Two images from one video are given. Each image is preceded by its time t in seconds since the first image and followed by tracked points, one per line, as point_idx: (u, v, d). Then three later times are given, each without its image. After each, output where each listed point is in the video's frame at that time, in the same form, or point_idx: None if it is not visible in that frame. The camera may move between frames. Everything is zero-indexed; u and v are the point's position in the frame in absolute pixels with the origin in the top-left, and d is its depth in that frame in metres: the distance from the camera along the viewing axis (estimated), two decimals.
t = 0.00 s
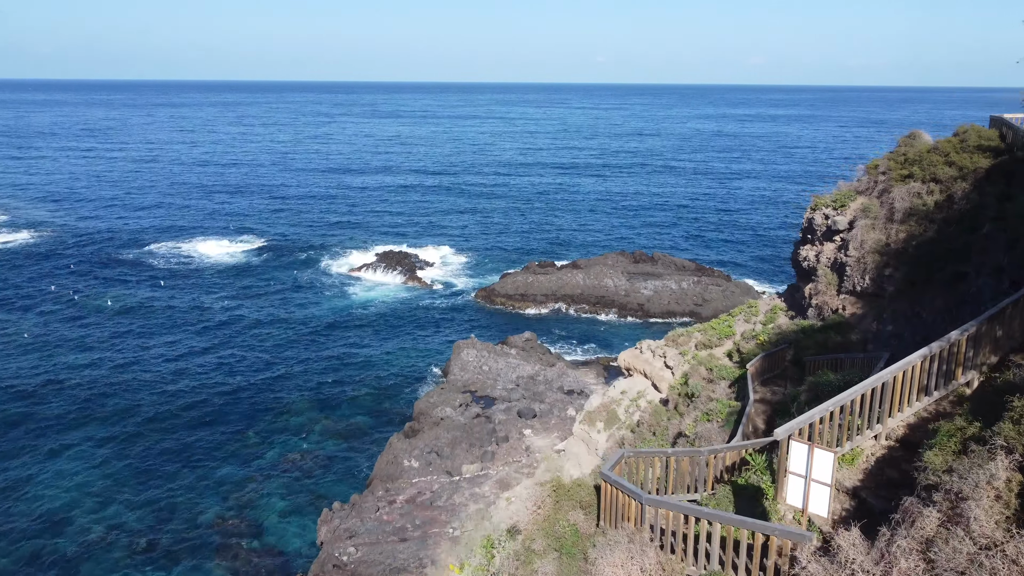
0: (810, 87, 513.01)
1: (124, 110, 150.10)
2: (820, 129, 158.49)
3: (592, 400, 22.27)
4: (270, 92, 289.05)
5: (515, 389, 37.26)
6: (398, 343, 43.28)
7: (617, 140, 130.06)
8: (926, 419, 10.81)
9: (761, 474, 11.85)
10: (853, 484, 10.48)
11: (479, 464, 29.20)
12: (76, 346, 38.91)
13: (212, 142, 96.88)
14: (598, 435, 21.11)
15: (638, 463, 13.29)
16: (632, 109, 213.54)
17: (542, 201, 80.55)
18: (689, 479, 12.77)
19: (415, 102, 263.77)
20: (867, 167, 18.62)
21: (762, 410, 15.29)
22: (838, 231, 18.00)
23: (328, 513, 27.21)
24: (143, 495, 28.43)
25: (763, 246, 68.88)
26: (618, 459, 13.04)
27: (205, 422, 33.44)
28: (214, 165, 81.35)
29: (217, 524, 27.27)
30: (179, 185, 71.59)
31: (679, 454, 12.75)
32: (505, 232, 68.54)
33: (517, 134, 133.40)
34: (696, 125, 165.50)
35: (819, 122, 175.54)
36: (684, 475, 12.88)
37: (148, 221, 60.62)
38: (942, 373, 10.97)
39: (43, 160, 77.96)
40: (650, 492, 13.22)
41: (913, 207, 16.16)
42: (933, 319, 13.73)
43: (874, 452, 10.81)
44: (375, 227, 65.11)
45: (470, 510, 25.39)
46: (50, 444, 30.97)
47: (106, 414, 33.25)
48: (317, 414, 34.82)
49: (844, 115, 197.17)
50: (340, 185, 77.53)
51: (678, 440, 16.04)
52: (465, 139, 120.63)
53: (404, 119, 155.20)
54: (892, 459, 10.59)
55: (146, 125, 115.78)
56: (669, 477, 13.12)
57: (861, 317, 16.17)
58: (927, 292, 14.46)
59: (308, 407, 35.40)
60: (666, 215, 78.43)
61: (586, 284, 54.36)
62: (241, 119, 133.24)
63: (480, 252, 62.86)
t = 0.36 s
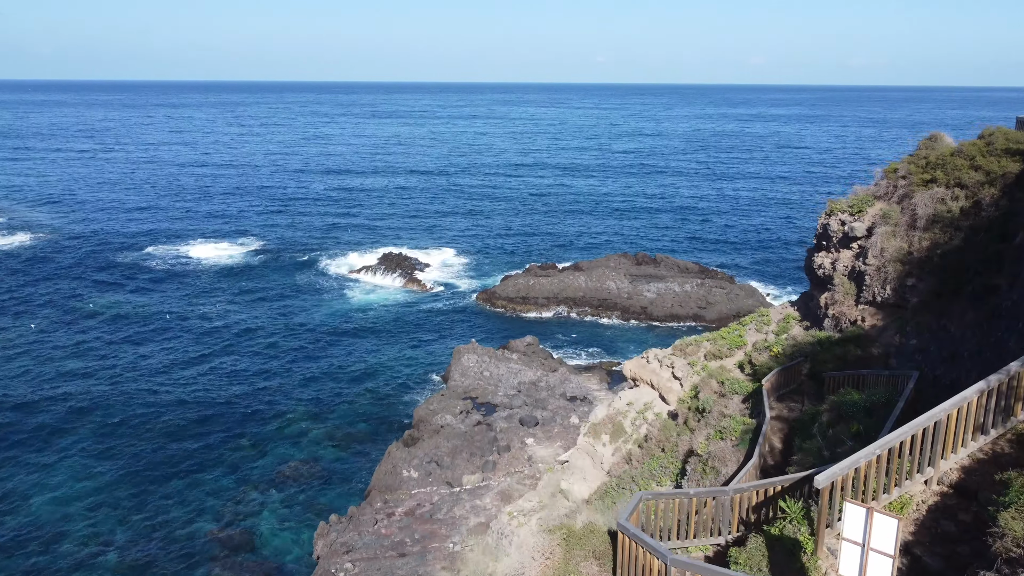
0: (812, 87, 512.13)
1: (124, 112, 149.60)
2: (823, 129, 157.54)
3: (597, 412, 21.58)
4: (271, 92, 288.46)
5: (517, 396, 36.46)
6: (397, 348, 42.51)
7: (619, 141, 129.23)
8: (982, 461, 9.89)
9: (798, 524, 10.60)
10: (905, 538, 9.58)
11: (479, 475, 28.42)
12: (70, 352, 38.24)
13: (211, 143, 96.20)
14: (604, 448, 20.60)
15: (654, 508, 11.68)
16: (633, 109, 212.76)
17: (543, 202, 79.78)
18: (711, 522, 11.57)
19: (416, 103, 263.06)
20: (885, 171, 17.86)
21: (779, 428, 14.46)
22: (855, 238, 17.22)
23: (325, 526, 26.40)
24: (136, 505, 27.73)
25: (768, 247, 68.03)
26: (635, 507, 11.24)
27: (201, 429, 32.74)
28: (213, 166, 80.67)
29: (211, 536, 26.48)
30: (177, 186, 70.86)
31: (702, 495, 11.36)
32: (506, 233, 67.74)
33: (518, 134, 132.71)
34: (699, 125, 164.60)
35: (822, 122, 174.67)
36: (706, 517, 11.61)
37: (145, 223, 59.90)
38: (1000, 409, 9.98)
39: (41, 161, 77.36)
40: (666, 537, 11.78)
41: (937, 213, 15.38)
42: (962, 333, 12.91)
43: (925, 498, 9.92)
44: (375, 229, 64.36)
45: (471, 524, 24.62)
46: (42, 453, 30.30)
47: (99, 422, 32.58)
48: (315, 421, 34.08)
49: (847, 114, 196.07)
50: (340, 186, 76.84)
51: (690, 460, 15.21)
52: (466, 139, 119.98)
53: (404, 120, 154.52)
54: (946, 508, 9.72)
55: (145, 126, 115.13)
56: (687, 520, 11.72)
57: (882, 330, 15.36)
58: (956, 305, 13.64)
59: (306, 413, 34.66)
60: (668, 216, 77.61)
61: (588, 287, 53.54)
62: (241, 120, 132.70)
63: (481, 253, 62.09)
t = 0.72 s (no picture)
0: (815, 87, 510.63)
1: (126, 111, 149.39)
2: (827, 129, 156.67)
3: (603, 424, 20.79)
4: (273, 93, 288.40)
5: (520, 403, 35.68)
6: (398, 353, 41.76)
7: (622, 141, 128.53)
8: None
9: None
10: None
11: (482, 486, 27.64)
12: (66, 357, 37.56)
13: (212, 144, 95.68)
14: (611, 463, 19.85)
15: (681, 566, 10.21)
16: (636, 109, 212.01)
17: (546, 203, 79.01)
18: None
19: (417, 100, 262.95)
20: (907, 174, 17.07)
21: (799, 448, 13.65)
22: (877, 245, 16.42)
23: (323, 539, 25.60)
24: (130, 516, 26.98)
25: (773, 249, 67.20)
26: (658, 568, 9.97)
27: (197, 436, 32.00)
28: (214, 167, 80.14)
29: (206, 547, 25.74)
30: (177, 187, 70.29)
31: (730, 546, 9.88)
32: (509, 234, 66.99)
33: (520, 134, 132.01)
34: (702, 125, 163.72)
35: (825, 121, 173.80)
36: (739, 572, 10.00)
37: (145, 224, 59.33)
38: None
39: (40, 162, 76.83)
40: None
41: (966, 220, 14.59)
42: (998, 351, 12.13)
43: (993, 561, 8.17)
44: (376, 230, 63.63)
45: (473, 540, 23.88)
46: (35, 461, 29.59)
47: (94, 429, 31.87)
48: (314, 428, 33.31)
49: (851, 114, 195.00)
50: (341, 187, 76.20)
51: (705, 482, 14.36)
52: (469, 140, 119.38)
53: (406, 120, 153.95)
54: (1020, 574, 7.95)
55: (146, 126, 114.75)
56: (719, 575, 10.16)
57: (908, 343, 14.58)
58: (989, 319, 12.85)
59: (304, 420, 33.90)
60: (673, 217, 76.84)
61: (591, 289, 52.72)
62: (242, 120, 132.23)
63: (483, 254, 61.34)
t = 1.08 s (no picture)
0: (820, 86, 509.08)
1: (129, 112, 148.96)
2: (832, 129, 155.38)
3: (611, 440, 20.16)
4: (276, 93, 288.05)
5: (524, 410, 34.88)
6: (400, 358, 40.99)
7: (627, 141, 127.52)
8: None
9: None
10: None
11: (484, 498, 26.86)
12: (61, 363, 36.89)
13: (214, 145, 95.06)
14: (619, 479, 19.30)
15: None
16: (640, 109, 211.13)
17: (550, 204, 78.23)
18: None
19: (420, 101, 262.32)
20: (932, 179, 16.28)
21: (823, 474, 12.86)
22: (900, 254, 15.64)
23: (321, 554, 24.78)
24: (123, 528, 26.24)
25: (780, 251, 66.25)
26: None
27: (194, 444, 31.26)
28: (215, 168, 79.53)
29: (201, 560, 25.00)
30: (178, 188, 69.69)
31: None
32: (512, 236, 66.16)
33: (524, 135, 131.28)
34: (707, 126, 162.68)
35: (831, 121, 172.52)
36: None
37: (145, 225, 58.73)
38: None
39: (41, 163, 76.39)
40: None
41: (1000, 229, 13.80)
42: None
43: None
44: (378, 231, 62.88)
45: (475, 557, 23.13)
46: (27, 470, 28.90)
47: (89, 437, 31.18)
48: (313, 435, 32.52)
49: (856, 114, 193.79)
50: (343, 188, 75.55)
51: (722, 506, 13.51)
52: (472, 140, 118.78)
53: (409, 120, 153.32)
54: None
55: (149, 126, 114.26)
56: None
57: (938, 361, 13.79)
58: None
59: (304, 428, 33.13)
60: (678, 219, 75.90)
61: (596, 292, 51.87)
62: (245, 120, 131.74)
63: (486, 256, 60.54)
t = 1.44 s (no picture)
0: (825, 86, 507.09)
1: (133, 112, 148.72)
2: (839, 129, 154.11)
3: (620, 455, 19.39)
4: (281, 92, 288.05)
5: (528, 418, 34.07)
6: (403, 362, 40.21)
7: (632, 142, 126.52)
8: None
9: None
10: None
11: (488, 511, 26.08)
12: (58, 366, 36.20)
13: (217, 145, 94.55)
14: (628, 497, 18.55)
15: None
16: (644, 109, 210.19)
17: (555, 205, 77.44)
18: None
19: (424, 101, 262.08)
20: (962, 186, 15.48)
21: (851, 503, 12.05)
22: (929, 265, 14.85)
23: (319, 569, 24.00)
24: (116, 540, 25.44)
25: (788, 254, 65.28)
26: None
27: (192, 451, 30.49)
28: (218, 168, 78.94)
29: (197, 571, 24.24)
30: (181, 189, 69.11)
31: None
32: (517, 238, 65.32)
33: (528, 135, 130.57)
34: (712, 126, 161.74)
35: (838, 122, 171.25)
36: None
37: (147, 225, 58.12)
38: None
39: (43, 162, 75.91)
40: None
41: None
42: None
43: None
44: (381, 231, 62.19)
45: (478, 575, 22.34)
46: (20, 479, 28.15)
47: (85, 443, 30.44)
48: (313, 443, 31.74)
49: (862, 114, 192.75)
50: (346, 188, 74.92)
51: (741, 535, 12.68)
52: (476, 140, 118.12)
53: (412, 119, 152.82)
54: None
55: (153, 126, 113.83)
56: None
57: (972, 381, 12.98)
58: None
59: (304, 435, 32.34)
60: (685, 221, 74.96)
61: (601, 295, 51.03)
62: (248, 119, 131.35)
63: (490, 258, 59.75)
